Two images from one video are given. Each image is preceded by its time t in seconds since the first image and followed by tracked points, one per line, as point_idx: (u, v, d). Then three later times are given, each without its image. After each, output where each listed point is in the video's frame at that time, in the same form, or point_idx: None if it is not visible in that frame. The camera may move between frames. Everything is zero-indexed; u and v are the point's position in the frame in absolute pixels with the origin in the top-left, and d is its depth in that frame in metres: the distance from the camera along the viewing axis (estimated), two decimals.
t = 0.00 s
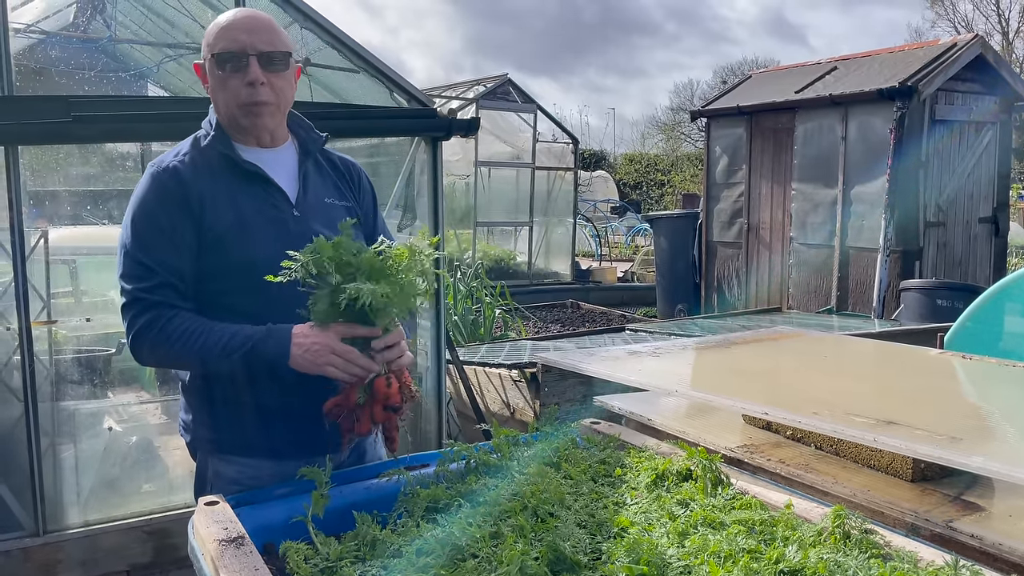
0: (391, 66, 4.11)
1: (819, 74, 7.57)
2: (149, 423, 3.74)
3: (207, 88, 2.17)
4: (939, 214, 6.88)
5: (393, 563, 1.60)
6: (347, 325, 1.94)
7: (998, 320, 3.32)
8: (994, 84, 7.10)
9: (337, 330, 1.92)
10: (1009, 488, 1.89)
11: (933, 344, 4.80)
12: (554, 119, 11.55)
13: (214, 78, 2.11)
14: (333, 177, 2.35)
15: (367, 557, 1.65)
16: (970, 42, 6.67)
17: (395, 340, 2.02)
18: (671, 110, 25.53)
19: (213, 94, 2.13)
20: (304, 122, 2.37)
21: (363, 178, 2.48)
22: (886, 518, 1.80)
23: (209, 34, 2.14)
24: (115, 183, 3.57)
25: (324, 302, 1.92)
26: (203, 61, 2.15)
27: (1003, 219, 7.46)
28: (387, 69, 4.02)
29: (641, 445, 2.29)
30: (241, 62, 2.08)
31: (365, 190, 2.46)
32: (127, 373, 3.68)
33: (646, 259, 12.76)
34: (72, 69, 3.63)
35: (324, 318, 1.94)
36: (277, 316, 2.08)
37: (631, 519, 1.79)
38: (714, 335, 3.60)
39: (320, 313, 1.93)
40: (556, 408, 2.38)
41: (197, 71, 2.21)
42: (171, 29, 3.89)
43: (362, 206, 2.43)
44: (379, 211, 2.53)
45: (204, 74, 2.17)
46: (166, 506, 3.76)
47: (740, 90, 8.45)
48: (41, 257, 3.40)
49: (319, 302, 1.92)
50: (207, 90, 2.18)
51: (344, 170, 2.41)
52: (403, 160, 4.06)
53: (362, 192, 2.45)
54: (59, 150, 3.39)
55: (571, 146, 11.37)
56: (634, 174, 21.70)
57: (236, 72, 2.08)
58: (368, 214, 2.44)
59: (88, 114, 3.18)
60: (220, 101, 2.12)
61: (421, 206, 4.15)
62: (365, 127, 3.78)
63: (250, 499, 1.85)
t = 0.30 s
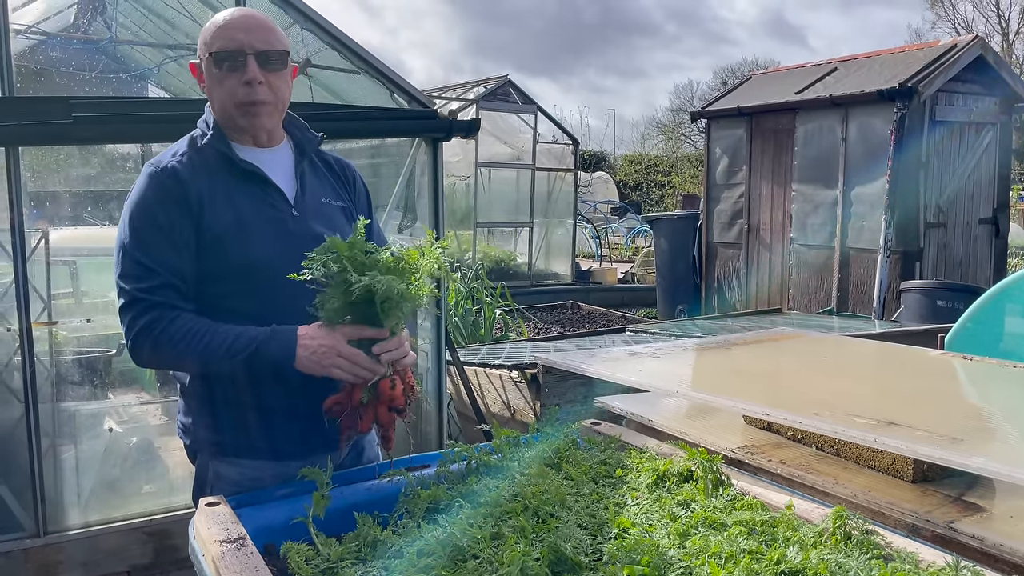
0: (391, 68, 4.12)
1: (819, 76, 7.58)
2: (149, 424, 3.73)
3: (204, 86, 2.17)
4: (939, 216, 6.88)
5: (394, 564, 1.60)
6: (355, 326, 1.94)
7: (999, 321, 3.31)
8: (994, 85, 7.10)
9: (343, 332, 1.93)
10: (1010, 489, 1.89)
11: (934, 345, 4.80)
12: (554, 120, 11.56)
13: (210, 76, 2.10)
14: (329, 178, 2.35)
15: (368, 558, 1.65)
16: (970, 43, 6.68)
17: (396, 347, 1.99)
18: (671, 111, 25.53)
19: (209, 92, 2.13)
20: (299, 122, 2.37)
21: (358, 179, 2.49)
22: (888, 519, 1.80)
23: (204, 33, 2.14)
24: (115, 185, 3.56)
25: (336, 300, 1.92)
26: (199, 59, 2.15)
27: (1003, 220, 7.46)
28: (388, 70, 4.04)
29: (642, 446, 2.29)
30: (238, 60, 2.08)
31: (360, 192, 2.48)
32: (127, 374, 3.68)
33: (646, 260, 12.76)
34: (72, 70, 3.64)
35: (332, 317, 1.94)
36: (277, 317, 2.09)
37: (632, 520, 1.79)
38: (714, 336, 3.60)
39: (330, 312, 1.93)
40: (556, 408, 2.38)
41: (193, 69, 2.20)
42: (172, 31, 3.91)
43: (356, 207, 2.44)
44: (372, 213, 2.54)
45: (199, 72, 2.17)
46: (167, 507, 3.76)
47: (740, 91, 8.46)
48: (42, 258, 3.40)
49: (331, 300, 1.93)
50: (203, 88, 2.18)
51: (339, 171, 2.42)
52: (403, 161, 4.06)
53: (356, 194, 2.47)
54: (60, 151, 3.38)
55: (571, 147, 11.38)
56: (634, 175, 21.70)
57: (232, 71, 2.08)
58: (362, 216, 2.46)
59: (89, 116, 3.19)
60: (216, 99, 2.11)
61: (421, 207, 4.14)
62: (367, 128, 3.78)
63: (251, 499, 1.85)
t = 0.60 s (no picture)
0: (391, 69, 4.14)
1: (818, 77, 7.58)
2: (150, 424, 3.73)
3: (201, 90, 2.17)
4: (939, 217, 6.89)
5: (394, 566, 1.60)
6: (346, 333, 1.98)
7: (998, 323, 3.32)
8: (994, 87, 7.11)
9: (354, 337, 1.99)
10: (1010, 490, 1.89)
11: (933, 347, 4.80)
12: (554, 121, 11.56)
13: (207, 80, 2.10)
14: (327, 181, 2.35)
15: (368, 560, 1.66)
16: (969, 45, 6.69)
17: (394, 352, 2.05)
18: (671, 113, 25.52)
19: (207, 95, 2.13)
20: (298, 124, 2.37)
21: (357, 181, 2.49)
22: (887, 521, 1.79)
23: (201, 36, 2.13)
24: (115, 186, 3.56)
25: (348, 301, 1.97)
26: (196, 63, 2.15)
27: (1004, 222, 7.43)
28: (389, 71, 4.06)
29: (642, 448, 2.29)
30: (235, 63, 2.07)
31: (358, 196, 2.47)
32: (127, 375, 3.67)
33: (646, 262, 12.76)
34: (73, 72, 3.65)
35: (340, 315, 1.99)
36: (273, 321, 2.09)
37: (632, 521, 1.79)
38: (714, 338, 3.60)
39: (337, 310, 1.98)
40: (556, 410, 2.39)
41: (190, 72, 2.20)
42: (173, 32, 3.93)
43: (355, 210, 2.44)
44: (370, 216, 2.54)
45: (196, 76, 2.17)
46: (166, 509, 3.75)
47: (740, 93, 8.46)
48: (42, 259, 3.41)
49: (343, 300, 1.97)
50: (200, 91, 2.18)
51: (338, 173, 2.42)
52: (403, 162, 4.07)
53: (355, 198, 2.46)
54: (60, 153, 3.38)
55: (571, 149, 11.39)
56: (634, 177, 21.70)
57: (230, 74, 2.08)
58: (360, 217, 2.46)
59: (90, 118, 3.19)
60: (214, 103, 2.11)
61: (421, 209, 4.13)
62: (368, 129, 3.78)
63: (251, 501, 1.85)
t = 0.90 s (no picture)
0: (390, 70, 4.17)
1: (818, 79, 7.59)
2: (148, 427, 3.75)
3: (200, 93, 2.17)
4: (939, 219, 6.89)
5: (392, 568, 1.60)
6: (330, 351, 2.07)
7: (997, 323, 3.33)
8: (993, 89, 7.10)
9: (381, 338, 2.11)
10: (1009, 492, 1.89)
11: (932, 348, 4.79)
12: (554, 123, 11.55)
13: (205, 83, 2.10)
14: (326, 183, 2.34)
15: (367, 562, 1.65)
16: (968, 47, 6.70)
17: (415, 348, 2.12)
18: (670, 114, 25.52)
19: (205, 99, 2.13)
20: (298, 127, 2.36)
21: (356, 184, 2.47)
22: (887, 522, 1.79)
23: (201, 38, 2.13)
24: (114, 188, 3.57)
25: (367, 302, 2.09)
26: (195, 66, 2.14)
27: (1003, 224, 7.38)
28: (388, 72, 4.11)
29: (641, 450, 2.29)
30: (234, 67, 2.07)
31: (359, 197, 2.46)
32: (126, 378, 3.72)
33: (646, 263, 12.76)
34: (72, 73, 3.65)
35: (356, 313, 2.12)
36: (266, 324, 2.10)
37: (631, 523, 1.79)
38: (713, 339, 3.60)
39: (357, 310, 2.09)
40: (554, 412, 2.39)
41: (188, 75, 2.19)
42: (173, 34, 3.94)
43: (356, 213, 2.43)
44: (371, 217, 2.53)
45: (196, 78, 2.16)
46: (165, 510, 3.74)
47: (739, 94, 8.46)
48: (41, 261, 3.40)
49: (362, 302, 2.09)
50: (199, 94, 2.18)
51: (338, 175, 2.41)
52: (404, 164, 4.08)
53: (356, 199, 2.45)
54: (60, 155, 3.38)
55: (571, 150, 11.39)
56: (633, 178, 21.70)
57: (228, 77, 2.07)
58: (360, 219, 2.44)
59: (89, 119, 3.19)
60: (213, 106, 2.11)
61: (421, 210, 4.13)
62: (367, 131, 3.78)
63: (250, 502, 1.85)
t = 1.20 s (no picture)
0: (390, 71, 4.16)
1: (817, 81, 7.60)
2: (148, 428, 3.77)
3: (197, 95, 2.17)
4: (938, 221, 6.90)
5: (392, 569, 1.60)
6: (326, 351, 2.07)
7: (997, 325, 3.34)
8: (993, 91, 7.11)
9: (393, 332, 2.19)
10: (1007, 494, 1.89)
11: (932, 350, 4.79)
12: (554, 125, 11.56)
13: (203, 86, 2.10)
14: (324, 186, 2.34)
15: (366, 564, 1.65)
16: (967, 49, 6.71)
17: (428, 348, 2.20)
18: (670, 116, 25.53)
19: (203, 102, 2.13)
20: (297, 130, 2.36)
21: (355, 187, 2.47)
22: (885, 523, 1.79)
23: (200, 41, 2.12)
24: (114, 190, 3.58)
25: (385, 303, 2.18)
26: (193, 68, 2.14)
27: (1003, 226, 7.38)
28: (388, 74, 4.11)
29: (640, 452, 2.29)
30: (231, 71, 2.06)
31: (358, 201, 2.46)
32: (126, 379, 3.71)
33: (645, 265, 12.77)
34: (72, 75, 3.66)
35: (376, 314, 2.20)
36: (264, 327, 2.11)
37: (630, 525, 1.79)
38: (712, 342, 3.60)
39: (372, 309, 2.20)
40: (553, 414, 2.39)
41: (186, 77, 2.19)
42: (173, 37, 3.95)
43: (354, 217, 2.43)
44: (370, 221, 2.53)
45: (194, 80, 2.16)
46: (165, 512, 3.74)
47: (738, 96, 8.47)
48: (40, 263, 3.41)
49: (381, 303, 2.18)
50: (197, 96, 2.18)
51: (336, 179, 2.41)
52: (404, 166, 4.10)
53: (354, 203, 2.45)
54: (59, 156, 3.40)
55: (571, 152, 11.40)
56: (633, 180, 21.71)
57: (225, 81, 2.07)
58: (359, 223, 2.45)
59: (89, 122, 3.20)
60: (210, 110, 2.12)
61: (421, 212, 4.14)
62: (366, 133, 3.78)
63: (250, 505, 1.84)
